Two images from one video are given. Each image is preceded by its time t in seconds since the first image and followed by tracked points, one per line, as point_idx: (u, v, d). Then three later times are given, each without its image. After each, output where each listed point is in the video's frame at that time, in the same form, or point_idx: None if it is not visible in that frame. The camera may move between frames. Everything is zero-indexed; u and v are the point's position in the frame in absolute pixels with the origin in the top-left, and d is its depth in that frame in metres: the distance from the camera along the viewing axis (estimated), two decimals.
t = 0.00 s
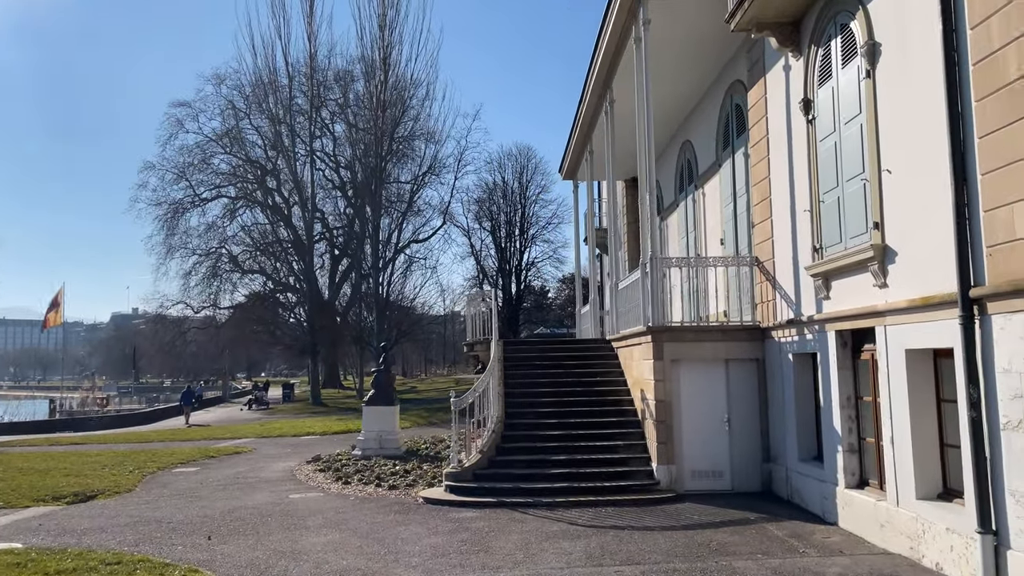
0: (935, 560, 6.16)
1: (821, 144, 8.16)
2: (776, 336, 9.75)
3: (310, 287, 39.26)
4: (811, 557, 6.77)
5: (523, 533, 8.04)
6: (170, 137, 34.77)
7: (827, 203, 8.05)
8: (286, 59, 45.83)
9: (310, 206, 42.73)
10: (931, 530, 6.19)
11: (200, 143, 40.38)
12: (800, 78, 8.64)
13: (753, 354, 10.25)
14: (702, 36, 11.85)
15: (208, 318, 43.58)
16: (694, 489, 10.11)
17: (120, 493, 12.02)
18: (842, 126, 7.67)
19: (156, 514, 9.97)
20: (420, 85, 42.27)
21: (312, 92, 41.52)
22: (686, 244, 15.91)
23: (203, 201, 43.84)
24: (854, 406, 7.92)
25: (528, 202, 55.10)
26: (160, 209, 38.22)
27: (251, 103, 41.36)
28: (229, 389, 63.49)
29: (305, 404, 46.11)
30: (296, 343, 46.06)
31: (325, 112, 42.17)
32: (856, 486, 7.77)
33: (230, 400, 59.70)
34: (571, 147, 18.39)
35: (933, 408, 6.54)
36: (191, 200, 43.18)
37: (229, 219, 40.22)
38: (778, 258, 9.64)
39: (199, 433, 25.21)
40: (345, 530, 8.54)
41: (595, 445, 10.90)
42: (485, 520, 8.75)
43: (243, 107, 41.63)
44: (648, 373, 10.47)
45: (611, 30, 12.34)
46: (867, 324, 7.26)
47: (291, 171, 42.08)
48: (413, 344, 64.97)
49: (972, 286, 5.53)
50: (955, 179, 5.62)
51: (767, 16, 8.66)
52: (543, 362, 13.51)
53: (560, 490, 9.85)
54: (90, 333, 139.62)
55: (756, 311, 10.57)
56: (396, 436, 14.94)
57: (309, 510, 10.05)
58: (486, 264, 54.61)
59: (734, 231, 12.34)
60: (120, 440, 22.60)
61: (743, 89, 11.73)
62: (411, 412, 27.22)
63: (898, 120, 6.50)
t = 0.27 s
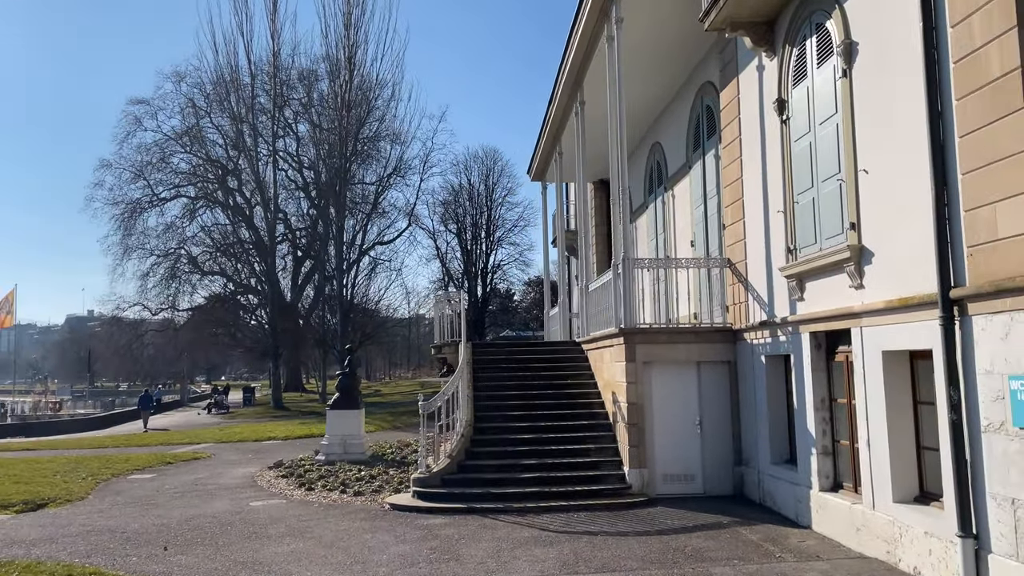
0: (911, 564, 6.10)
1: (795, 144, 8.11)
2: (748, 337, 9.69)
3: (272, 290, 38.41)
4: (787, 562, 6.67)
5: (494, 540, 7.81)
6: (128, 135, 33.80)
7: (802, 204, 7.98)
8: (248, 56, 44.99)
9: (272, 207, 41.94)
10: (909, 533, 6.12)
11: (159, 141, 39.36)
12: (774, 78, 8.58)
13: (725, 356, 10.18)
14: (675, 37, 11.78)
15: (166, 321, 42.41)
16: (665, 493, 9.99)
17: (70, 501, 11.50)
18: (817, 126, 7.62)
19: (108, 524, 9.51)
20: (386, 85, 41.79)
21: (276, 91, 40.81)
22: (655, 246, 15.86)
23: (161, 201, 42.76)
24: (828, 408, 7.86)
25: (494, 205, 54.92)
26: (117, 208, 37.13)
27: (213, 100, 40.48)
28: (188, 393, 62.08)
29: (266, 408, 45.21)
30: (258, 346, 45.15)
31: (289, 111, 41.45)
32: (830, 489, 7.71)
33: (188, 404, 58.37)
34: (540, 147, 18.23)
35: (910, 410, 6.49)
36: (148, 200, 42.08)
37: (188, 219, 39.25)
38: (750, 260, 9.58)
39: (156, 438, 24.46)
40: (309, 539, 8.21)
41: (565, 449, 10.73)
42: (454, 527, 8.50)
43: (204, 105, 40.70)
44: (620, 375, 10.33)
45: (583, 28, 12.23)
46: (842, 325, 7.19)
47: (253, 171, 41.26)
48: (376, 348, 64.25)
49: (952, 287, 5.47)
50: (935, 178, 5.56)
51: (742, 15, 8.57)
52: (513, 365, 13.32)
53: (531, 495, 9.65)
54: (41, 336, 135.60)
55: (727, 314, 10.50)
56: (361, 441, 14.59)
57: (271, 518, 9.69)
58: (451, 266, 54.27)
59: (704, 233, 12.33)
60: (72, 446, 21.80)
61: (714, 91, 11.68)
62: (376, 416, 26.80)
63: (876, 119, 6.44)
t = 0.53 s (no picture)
0: (896, 560, 6.03)
1: (777, 138, 8.04)
2: (726, 334, 9.61)
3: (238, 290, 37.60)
4: (769, 560, 6.58)
5: (471, 540, 7.60)
6: (89, 130, 32.81)
7: (783, 198, 7.92)
8: (214, 52, 44.14)
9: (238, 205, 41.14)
10: (893, 529, 6.06)
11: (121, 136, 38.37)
12: (755, 72, 8.52)
13: (703, 353, 10.10)
14: (653, 32, 11.67)
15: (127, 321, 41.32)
16: (643, 491, 9.87)
17: (26, 504, 11.02)
18: (800, 119, 7.55)
19: (66, 526, 9.11)
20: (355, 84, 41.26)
21: (243, 88, 40.10)
22: (630, 244, 15.77)
23: (123, 198, 41.70)
24: (809, 404, 7.79)
25: (464, 205, 54.62)
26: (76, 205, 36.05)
27: (178, 96, 39.59)
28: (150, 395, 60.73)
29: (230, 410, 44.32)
30: (222, 347, 44.24)
31: (256, 108, 40.69)
32: (810, 486, 7.65)
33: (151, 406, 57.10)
34: (514, 144, 18.04)
35: (894, 405, 6.43)
36: (110, 197, 41.02)
37: (151, 217, 38.30)
38: (729, 256, 9.50)
39: (117, 440, 23.76)
40: (278, 541, 7.93)
41: (541, 448, 10.55)
42: (430, 527, 8.28)
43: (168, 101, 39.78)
44: (597, 372, 10.18)
45: (560, 21, 12.09)
46: (825, 320, 7.12)
47: (219, 168, 40.44)
48: (344, 349, 63.48)
49: (941, 279, 5.40)
50: (922, 169, 5.49)
51: (723, 8, 8.47)
52: (488, 363, 13.12)
53: (507, 495, 9.46)
54: None
55: (704, 311, 10.42)
56: (331, 441, 14.26)
57: (238, 519, 9.37)
58: (421, 267, 53.80)
59: (679, 230, 12.28)
60: (28, 448, 21.06)
61: (691, 87, 11.61)
62: (344, 417, 26.37)
63: (862, 111, 6.37)
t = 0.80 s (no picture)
0: (889, 564, 5.91)
1: (765, 135, 7.92)
2: (710, 335, 9.48)
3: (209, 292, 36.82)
4: (760, 566, 6.43)
5: (452, 547, 7.36)
6: (55, 127, 31.90)
7: (771, 197, 7.80)
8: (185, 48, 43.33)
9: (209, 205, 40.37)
10: (887, 533, 5.94)
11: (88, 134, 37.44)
12: (741, 69, 8.40)
13: (687, 354, 9.95)
14: (636, 30, 11.53)
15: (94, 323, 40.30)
16: (626, 495, 9.69)
17: None
18: (788, 116, 7.43)
19: (27, 535, 8.70)
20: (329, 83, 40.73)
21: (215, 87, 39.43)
22: (609, 244, 15.62)
23: (90, 197, 40.73)
24: (797, 405, 7.66)
25: (439, 207, 54.27)
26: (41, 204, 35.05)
27: (147, 94, 38.76)
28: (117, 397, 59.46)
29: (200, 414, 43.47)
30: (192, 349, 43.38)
31: (227, 106, 39.99)
32: (798, 489, 7.52)
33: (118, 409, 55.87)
34: (493, 143, 17.81)
35: (886, 406, 6.31)
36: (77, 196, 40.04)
37: (119, 216, 37.39)
38: (714, 256, 9.37)
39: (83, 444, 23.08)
40: (252, 549, 7.61)
41: (522, 451, 10.34)
42: (410, 533, 8.02)
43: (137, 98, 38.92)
44: (580, 373, 9.99)
45: (542, 18, 11.89)
46: (814, 320, 7.00)
47: (189, 167, 39.67)
48: (317, 351, 62.72)
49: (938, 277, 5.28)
50: (920, 165, 5.37)
51: (709, 3, 8.36)
52: (467, 364, 12.88)
53: (488, 499, 9.23)
54: None
55: (688, 312, 10.29)
56: (304, 444, 13.90)
57: (208, 527, 9.02)
58: (395, 269, 53.32)
59: (661, 229, 12.16)
60: None
61: (674, 85, 11.49)
62: (318, 420, 25.91)
63: (856, 106, 6.25)
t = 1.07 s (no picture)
0: (886, 563, 5.75)
1: (757, 125, 7.76)
2: (698, 330, 9.32)
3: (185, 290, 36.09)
4: (753, 565, 6.25)
5: (436, 548, 7.10)
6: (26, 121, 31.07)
7: (763, 188, 7.64)
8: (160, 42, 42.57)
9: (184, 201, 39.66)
10: (884, 531, 5.78)
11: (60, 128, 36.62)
12: (732, 58, 8.24)
13: (674, 350, 9.78)
14: (622, 23, 11.34)
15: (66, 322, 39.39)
16: (611, 493, 9.50)
17: None
18: (781, 106, 7.27)
19: None
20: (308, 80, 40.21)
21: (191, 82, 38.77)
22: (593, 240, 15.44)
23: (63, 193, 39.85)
24: (788, 401, 7.51)
25: (419, 205, 53.89)
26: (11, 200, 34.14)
27: (122, 88, 38.02)
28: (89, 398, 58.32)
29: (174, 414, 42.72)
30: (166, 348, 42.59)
31: (204, 102, 39.34)
32: (789, 486, 7.37)
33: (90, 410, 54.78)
34: (475, 138, 17.57)
35: (882, 401, 6.17)
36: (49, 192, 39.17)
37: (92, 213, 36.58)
38: (702, 250, 9.21)
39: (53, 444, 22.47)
40: (226, 551, 7.30)
41: (506, 449, 10.12)
42: (391, 533, 7.75)
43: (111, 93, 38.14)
44: (565, 369, 9.78)
45: (527, 8, 11.66)
46: (808, 314, 6.84)
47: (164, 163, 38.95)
48: (294, 350, 62.01)
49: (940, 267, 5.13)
50: (921, 153, 5.22)
51: None
52: (449, 361, 12.64)
53: (471, 499, 8.99)
54: None
55: (675, 306, 10.11)
56: (281, 444, 13.56)
57: (181, 528, 8.68)
58: (374, 268, 52.83)
59: (647, 224, 12.00)
60: None
61: (661, 79, 11.33)
62: (296, 420, 25.48)
63: (853, 93, 6.10)
